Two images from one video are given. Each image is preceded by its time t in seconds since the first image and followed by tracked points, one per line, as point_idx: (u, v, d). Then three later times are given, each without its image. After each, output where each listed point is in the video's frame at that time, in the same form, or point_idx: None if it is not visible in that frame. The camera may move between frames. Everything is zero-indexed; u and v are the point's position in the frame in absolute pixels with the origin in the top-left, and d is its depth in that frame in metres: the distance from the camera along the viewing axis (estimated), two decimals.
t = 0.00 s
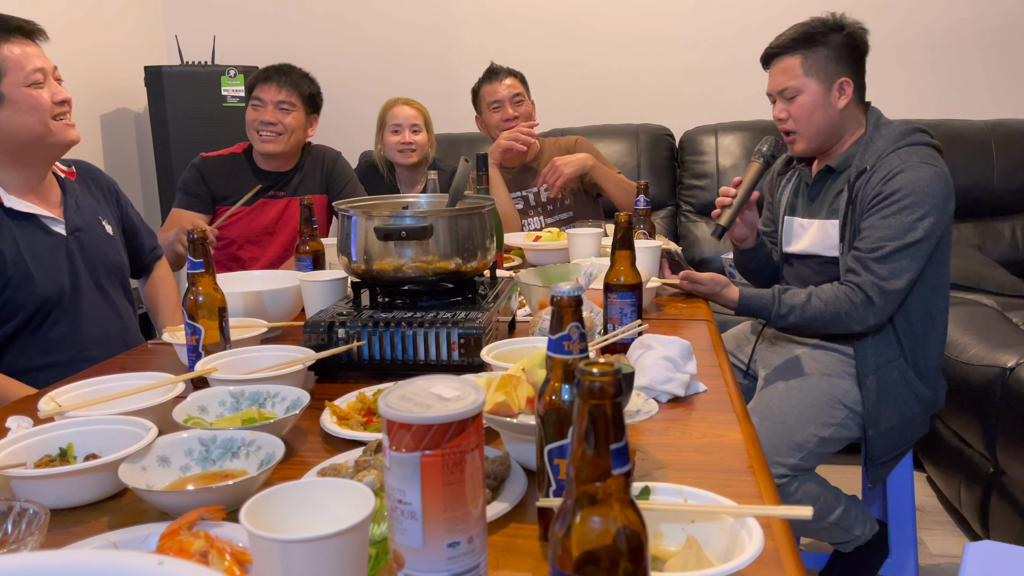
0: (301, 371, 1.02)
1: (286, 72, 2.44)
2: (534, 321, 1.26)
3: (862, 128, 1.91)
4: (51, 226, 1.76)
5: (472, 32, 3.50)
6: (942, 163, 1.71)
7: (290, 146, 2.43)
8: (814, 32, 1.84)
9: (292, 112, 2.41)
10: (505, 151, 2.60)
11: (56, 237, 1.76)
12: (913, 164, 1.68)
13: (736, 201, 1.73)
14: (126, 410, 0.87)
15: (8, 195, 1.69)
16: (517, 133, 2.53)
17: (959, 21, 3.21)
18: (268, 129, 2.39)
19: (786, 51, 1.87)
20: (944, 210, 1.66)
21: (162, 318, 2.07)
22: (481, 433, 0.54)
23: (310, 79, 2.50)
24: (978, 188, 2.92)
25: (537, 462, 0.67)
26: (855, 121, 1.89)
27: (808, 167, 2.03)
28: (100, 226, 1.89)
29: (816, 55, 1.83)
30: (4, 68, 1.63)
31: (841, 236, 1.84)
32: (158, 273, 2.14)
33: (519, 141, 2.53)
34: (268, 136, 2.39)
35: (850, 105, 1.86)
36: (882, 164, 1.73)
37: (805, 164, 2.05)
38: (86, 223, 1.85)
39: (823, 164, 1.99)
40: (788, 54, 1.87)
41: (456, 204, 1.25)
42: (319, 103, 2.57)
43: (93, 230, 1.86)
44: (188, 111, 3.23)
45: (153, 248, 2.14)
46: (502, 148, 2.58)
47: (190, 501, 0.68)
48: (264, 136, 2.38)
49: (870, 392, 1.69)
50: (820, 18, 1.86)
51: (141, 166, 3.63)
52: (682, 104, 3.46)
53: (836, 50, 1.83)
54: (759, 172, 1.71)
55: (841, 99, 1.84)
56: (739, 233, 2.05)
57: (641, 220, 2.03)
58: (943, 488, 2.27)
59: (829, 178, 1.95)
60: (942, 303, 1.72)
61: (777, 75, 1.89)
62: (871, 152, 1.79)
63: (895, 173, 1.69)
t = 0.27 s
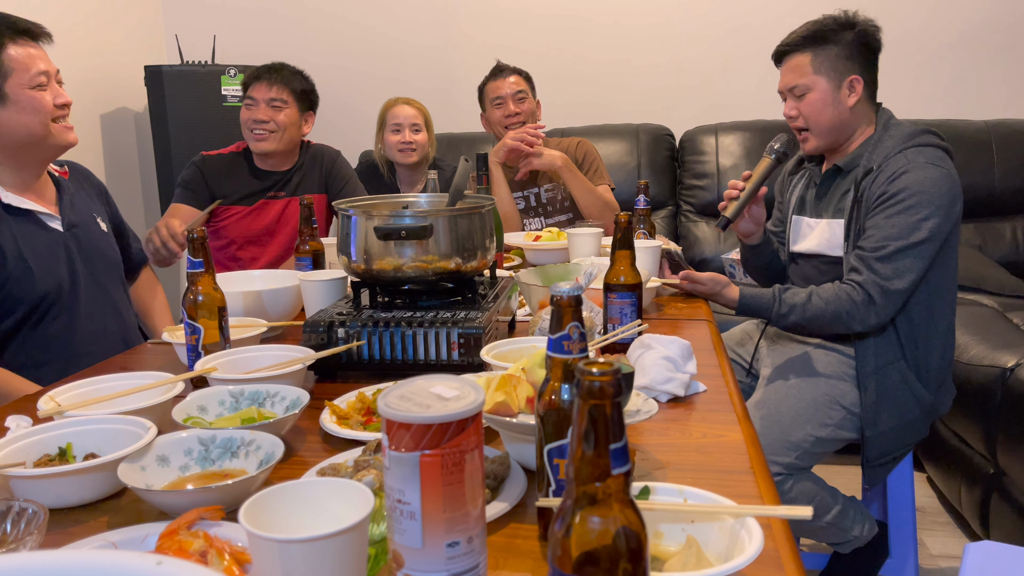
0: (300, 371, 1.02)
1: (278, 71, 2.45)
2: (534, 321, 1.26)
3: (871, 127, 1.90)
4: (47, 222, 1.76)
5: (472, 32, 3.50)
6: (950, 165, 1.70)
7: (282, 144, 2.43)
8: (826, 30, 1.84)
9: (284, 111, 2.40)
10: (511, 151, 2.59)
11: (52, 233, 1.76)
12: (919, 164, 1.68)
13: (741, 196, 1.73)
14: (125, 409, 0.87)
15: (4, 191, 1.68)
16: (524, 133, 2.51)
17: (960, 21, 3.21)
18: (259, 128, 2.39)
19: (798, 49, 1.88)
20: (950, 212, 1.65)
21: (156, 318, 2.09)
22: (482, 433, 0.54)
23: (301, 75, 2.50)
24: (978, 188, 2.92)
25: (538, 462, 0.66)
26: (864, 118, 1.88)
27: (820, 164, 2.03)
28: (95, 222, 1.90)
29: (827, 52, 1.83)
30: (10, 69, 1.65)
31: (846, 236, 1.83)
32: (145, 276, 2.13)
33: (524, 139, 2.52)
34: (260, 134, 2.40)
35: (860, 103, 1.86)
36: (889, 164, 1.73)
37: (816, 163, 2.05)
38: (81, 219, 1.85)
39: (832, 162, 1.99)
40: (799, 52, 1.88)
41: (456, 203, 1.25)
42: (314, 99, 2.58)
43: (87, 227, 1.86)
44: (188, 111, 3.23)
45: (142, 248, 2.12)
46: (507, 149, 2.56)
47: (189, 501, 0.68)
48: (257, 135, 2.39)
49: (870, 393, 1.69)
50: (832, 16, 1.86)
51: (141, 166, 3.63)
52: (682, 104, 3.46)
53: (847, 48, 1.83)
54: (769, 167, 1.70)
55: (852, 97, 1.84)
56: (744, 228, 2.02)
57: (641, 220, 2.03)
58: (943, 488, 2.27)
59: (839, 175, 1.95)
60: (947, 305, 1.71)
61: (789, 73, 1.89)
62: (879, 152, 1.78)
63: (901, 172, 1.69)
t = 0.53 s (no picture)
0: (299, 370, 1.02)
1: (261, 70, 2.44)
2: (534, 320, 1.26)
3: (881, 126, 1.91)
4: (42, 220, 1.76)
5: (472, 32, 3.50)
6: (959, 166, 1.70)
7: (269, 144, 2.42)
8: (840, 27, 1.84)
9: (267, 111, 2.38)
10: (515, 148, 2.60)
11: (47, 230, 1.76)
12: (927, 165, 1.68)
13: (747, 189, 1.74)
14: (124, 408, 0.87)
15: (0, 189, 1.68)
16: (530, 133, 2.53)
17: (960, 21, 3.21)
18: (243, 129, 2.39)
19: (813, 45, 1.88)
20: (957, 214, 1.65)
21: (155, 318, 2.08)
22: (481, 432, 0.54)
23: (283, 72, 2.48)
24: (977, 188, 2.92)
25: (537, 461, 0.66)
26: (875, 117, 1.89)
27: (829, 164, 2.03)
28: (90, 221, 1.90)
29: (841, 50, 1.84)
30: (27, 71, 1.67)
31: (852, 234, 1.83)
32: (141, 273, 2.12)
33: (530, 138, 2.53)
34: (248, 136, 2.39)
35: (872, 101, 1.86)
36: (896, 163, 1.73)
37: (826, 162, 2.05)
38: (75, 218, 1.85)
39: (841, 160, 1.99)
40: (814, 48, 1.88)
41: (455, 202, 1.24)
42: (305, 96, 2.56)
43: (82, 224, 1.86)
44: (187, 110, 3.22)
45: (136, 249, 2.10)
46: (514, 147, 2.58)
47: (188, 500, 0.68)
48: (244, 137, 2.39)
49: (869, 392, 1.69)
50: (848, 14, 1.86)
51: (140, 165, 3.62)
52: (682, 104, 3.46)
53: (861, 46, 1.83)
54: (776, 162, 1.71)
55: (863, 94, 1.84)
56: (748, 222, 2.03)
57: (640, 219, 2.03)
58: (942, 488, 2.27)
59: (846, 175, 1.95)
60: (950, 306, 1.71)
61: (803, 69, 1.90)
62: (888, 151, 1.78)
63: (908, 171, 1.68)
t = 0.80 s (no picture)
0: (298, 369, 1.02)
1: (250, 70, 2.42)
2: (533, 319, 1.26)
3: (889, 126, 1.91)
4: (42, 218, 1.75)
5: (472, 31, 3.50)
6: (964, 166, 1.70)
7: (259, 144, 2.42)
8: (851, 26, 1.84)
9: (256, 113, 2.37)
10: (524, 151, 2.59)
11: (48, 229, 1.75)
12: (932, 163, 1.68)
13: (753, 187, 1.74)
14: (122, 407, 0.87)
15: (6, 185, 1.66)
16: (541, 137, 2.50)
17: (959, 21, 3.21)
18: (233, 131, 2.40)
19: (822, 44, 1.88)
20: (960, 213, 1.66)
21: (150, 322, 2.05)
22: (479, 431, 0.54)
23: (269, 69, 2.46)
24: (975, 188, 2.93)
25: (535, 460, 0.66)
26: (882, 117, 1.89)
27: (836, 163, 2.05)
28: (86, 221, 1.89)
29: (851, 49, 1.84)
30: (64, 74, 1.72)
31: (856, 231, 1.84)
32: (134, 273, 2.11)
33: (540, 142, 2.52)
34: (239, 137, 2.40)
35: (880, 101, 1.86)
36: (900, 161, 1.73)
37: (832, 162, 2.05)
38: (74, 218, 1.85)
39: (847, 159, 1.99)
40: (824, 47, 1.88)
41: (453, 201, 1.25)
42: (296, 94, 2.54)
43: (80, 225, 1.86)
44: (185, 109, 3.22)
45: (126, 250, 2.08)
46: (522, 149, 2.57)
47: (186, 498, 0.68)
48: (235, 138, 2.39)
49: (869, 389, 1.69)
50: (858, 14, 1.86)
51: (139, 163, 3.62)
52: (681, 104, 3.46)
53: (871, 45, 1.83)
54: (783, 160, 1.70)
55: (873, 93, 1.84)
56: (753, 219, 2.04)
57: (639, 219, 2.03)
58: (940, 487, 2.27)
59: (851, 174, 1.95)
60: (951, 305, 1.71)
61: (812, 68, 1.90)
62: (893, 150, 1.78)
63: (913, 169, 1.69)
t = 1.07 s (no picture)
0: (296, 368, 1.02)
1: (252, 71, 2.42)
2: (531, 318, 1.26)
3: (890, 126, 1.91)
4: (40, 214, 1.75)
5: (470, 31, 3.50)
6: (964, 164, 1.71)
7: (262, 148, 2.42)
8: (853, 27, 1.85)
9: (258, 117, 2.37)
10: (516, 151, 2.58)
11: (45, 224, 1.74)
12: (932, 159, 1.69)
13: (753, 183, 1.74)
14: (119, 406, 0.87)
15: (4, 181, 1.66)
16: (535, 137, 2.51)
17: (957, 21, 3.22)
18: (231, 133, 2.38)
19: (823, 45, 1.89)
20: (960, 210, 1.66)
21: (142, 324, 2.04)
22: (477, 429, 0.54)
23: (270, 70, 2.46)
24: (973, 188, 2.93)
25: (532, 459, 0.66)
26: (883, 117, 1.89)
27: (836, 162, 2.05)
28: (81, 220, 1.89)
29: (853, 49, 1.85)
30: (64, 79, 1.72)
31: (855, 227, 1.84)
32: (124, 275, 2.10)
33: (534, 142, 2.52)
34: (241, 142, 2.38)
35: (881, 100, 1.86)
36: (901, 159, 1.74)
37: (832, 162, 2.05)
38: (69, 215, 1.84)
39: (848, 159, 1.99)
40: (825, 47, 1.89)
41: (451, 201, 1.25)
42: (295, 96, 2.55)
43: (76, 223, 1.86)
44: (183, 108, 3.21)
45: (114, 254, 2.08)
46: (514, 149, 2.55)
47: (183, 497, 0.68)
48: (237, 143, 2.38)
49: (870, 385, 1.69)
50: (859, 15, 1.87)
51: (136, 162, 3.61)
52: (679, 104, 3.47)
53: (873, 45, 1.84)
54: (786, 157, 1.70)
55: (873, 92, 1.85)
56: (754, 218, 2.05)
57: (637, 218, 2.03)
58: (937, 487, 2.27)
59: (852, 173, 1.96)
60: (950, 302, 1.72)
61: (814, 68, 1.91)
62: (893, 149, 1.79)
63: (913, 166, 1.69)
